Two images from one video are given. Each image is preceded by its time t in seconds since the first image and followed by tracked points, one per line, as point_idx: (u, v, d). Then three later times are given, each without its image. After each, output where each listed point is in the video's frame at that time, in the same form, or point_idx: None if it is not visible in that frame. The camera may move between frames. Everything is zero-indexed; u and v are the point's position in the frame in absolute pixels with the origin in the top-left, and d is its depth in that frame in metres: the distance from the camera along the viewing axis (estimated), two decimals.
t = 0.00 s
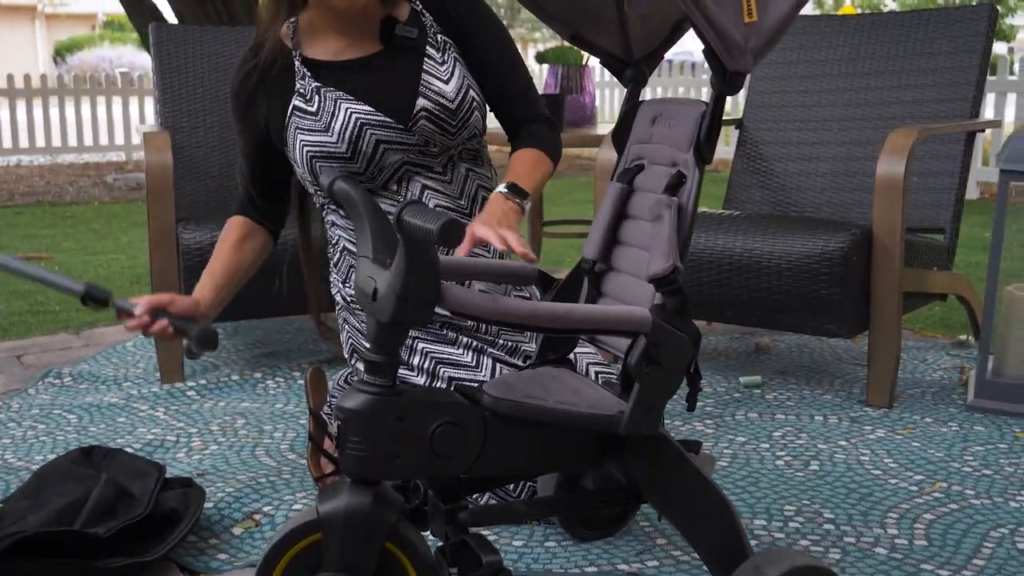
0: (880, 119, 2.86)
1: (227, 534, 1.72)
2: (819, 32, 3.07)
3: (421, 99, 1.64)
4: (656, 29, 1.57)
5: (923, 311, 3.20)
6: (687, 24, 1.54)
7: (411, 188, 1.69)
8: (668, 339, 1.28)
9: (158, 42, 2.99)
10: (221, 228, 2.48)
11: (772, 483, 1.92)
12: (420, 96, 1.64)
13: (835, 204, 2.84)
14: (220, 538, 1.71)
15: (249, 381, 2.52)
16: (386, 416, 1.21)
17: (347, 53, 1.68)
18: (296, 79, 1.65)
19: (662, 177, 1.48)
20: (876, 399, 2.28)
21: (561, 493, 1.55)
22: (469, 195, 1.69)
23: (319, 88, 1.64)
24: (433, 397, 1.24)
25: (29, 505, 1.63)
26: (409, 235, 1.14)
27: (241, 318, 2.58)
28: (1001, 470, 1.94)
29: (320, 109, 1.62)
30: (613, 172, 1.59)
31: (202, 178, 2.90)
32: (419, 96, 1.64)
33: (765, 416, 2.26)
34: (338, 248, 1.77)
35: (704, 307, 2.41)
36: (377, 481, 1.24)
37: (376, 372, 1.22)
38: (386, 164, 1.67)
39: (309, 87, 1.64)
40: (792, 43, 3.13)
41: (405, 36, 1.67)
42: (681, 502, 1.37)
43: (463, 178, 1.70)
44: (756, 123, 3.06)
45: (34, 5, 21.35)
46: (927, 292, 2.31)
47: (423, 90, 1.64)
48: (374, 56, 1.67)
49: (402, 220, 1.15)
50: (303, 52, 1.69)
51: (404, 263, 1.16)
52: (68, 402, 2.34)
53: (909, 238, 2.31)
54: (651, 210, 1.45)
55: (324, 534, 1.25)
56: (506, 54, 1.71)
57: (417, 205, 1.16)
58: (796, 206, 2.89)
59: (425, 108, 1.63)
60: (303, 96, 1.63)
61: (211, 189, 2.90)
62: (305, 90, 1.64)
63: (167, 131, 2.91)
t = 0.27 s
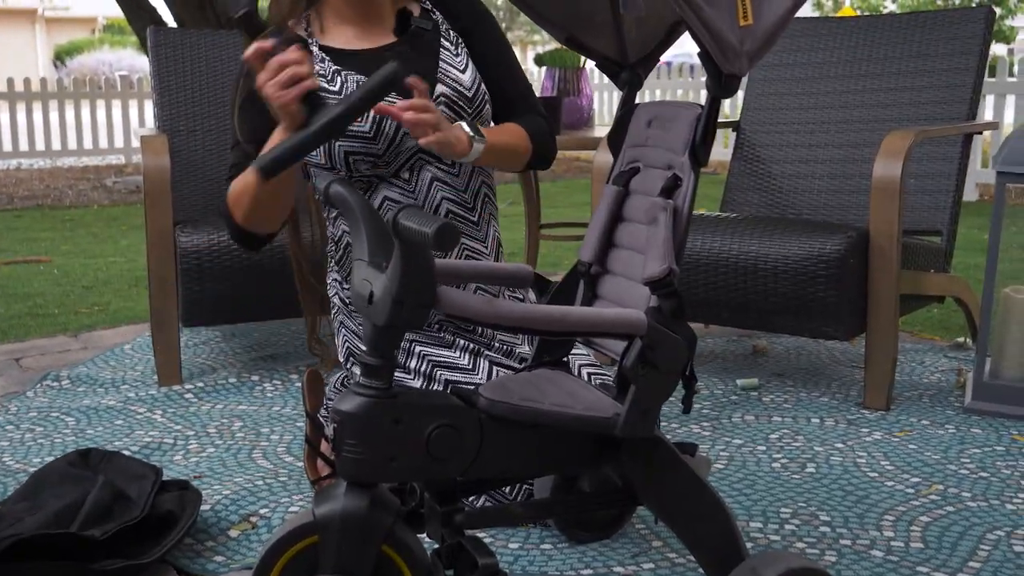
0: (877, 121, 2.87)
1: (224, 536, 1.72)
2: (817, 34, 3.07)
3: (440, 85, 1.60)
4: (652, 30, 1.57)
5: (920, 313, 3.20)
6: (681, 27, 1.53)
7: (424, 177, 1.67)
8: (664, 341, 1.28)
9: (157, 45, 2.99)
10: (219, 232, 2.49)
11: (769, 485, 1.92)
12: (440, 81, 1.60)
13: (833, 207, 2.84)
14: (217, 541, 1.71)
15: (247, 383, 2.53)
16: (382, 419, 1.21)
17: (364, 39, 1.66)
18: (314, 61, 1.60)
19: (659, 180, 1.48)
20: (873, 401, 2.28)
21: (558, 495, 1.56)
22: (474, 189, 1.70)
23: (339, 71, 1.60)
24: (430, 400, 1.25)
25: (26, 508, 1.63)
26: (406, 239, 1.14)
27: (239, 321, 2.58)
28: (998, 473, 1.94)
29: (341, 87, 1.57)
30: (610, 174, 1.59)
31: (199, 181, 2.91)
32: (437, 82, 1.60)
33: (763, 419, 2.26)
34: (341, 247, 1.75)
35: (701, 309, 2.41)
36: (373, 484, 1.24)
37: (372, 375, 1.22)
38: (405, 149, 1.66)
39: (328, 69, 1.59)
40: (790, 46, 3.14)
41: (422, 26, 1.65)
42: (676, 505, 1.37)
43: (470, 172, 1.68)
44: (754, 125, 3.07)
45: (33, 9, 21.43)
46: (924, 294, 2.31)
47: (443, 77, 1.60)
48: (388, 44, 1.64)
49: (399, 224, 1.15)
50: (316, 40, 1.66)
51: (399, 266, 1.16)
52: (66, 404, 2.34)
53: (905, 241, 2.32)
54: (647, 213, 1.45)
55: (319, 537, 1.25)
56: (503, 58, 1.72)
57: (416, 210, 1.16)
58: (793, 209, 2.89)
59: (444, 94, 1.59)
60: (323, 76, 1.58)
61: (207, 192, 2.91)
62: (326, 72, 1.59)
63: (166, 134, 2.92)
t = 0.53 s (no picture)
0: (873, 121, 2.87)
1: (217, 536, 1.73)
2: (814, 34, 3.07)
3: (481, 84, 1.69)
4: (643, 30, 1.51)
5: (916, 313, 3.19)
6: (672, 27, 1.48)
7: (449, 173, 1.70)
8: (654, 341, 1.28)
9: (153, 45, 3.01)
10: (213, 232, 2.49)
11: (762, 485, 1.92)
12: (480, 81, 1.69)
13: (829, 207, 2.84)
14: (209, 541, 1.71)
15: (242, 384, 2.53)
16: (373, 419, 1.21)
17: (404, 32, 1.75)
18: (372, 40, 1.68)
19: (650, 180, 1.47)
20: (868, 401, 2.28)
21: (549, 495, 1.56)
22: (489, 192, 1.77)
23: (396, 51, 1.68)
24: (420, 400, 1.25)
25: (19, 508, 1.64)
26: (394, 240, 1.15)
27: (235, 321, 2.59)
28: (991, 473, 1.93)
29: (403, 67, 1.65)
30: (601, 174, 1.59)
31: (194, 182, 2.93)
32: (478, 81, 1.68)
33: (757, 419, 2.26)
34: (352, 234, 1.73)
35: (694, 309, 2.41)
36: (363, 484, 1.24)
37: (362, 375, 1.22)
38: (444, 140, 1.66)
39: (386, 49, 1.68)
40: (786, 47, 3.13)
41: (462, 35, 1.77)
42: (666, 505, 1.37)
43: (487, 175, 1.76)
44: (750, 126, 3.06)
45: (35, 10, 21.46)
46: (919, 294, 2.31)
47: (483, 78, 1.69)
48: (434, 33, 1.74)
49: (388, 225, 1.16)
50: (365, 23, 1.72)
51: (388, 266, 1.17)
52: (61, 404, 2.35)
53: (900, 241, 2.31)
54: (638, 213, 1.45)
55: (310, 537, 1.25)
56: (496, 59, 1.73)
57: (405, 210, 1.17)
58: (789, 209, 2.88)
59: (485, 94, 1.69)
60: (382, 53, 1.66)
61: (202, 193, 2.93)
62: (384, 49, 1.67)
63: (162, 135, 2.93)
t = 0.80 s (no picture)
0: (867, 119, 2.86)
1: (207, 534, 1.73)
2: (809, 33, 3.07)
3: (542, 108, 1.70)
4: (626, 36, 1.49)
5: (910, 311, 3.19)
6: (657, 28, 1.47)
7: (492, 187, 1.75)
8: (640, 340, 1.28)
9: (147, 43, 3.01)
10: (206, 230, 2.50)
11: (753, 483, 1.92)
12: (543, 107, 1.71)
13: (823, 205, 2.83)
14: (199, 538, 1.72)
15: (235, 382, 2.54)
16: (358, 417, 1.22)
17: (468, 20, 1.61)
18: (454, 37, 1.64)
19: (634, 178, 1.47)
20: (860, 399, 2.27)
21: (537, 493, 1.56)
22: (522, 211, 1.81)
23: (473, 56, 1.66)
24: (406, 398, 1.25)
25: (8, 506, 1.65)
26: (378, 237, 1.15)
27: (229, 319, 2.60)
28: (982, 471, 1.93)
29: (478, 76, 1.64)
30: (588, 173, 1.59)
31: (189, 180, 2.94)
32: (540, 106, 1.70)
33: (749, 418, 2.25)
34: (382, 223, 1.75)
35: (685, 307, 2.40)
36: (348, 482, 1.25)
37: (347, 373, 1.23)
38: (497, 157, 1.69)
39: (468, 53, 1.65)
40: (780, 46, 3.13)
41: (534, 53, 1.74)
42: (652, 503, 1.37)
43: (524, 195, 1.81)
44: (744, 125, 3.06)
45: (35, 9, 21.48)
46: (912, 293, 2.31)
47: (546, 103, 1.71)
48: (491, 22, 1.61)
49: (371, 223, 1.16)
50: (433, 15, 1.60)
51: (372, 264, 1.17)
52: (54, 403, 2.36)
53: (893, 239, 2.31)
54: (624, 211, 1.45)
55: (295, 535, 1.25)
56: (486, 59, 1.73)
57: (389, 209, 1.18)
58: (783, 207, 2.88)
59: (545, 120, 1.70)
60: (461, 56, 1.64)
61: (196, 191, 2.93)
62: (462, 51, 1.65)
63: (156, 133, 2.94)
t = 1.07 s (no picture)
0: (865, 114, 2.85)
1: (201, 530, 1.74)
2: (808, 28, 3.05)
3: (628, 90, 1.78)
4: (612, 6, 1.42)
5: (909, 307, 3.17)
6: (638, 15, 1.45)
7: (561, 153, 1.80)
8: (628, 336, 1.27)
9: (145, 42, 3.02)
10: (203, 227, 2.51)
11: (747, 479, 1.91)
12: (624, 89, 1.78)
13: (821, 200, 2.82)
14: (194, 534, 1.73)
15: (232, 379, 2.55)
16: (346, 414, 1.22)
17: None
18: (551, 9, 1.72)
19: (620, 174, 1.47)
20: (857, 395, 2.26)
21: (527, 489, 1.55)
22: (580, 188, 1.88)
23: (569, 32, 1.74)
24: (394, 395, 1.25)
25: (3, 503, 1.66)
26: (364, 234, 1.14)
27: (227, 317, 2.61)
28: (979, 466, 1.92)
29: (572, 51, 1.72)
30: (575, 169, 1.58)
31: (187, 178, 2.94)
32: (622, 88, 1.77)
33: (746, 414, 2.24)
34: (452, 178, 1.77)
35: (681, 303, 2.39)
36: (336, 478, 1.25)
37: (335, 370, 1.23)
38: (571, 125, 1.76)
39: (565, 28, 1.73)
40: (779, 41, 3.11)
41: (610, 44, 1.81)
42: (640, 498, 1.37)
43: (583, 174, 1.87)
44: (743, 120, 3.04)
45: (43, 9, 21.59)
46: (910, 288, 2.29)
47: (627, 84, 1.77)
48: None
49: (357, 220, 1.16)
50: None
51: (360, 261, 1.17)
52: (53, 400, 2.37)
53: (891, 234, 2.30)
54: (610, 206, 1.44)
55: (284, 530, 1.26)
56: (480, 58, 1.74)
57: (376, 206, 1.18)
58: (781, 203, 2.86)
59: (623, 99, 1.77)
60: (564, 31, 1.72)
61: (195, 189, 2.94)
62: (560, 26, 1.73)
63: (154, 132, 2.95)
